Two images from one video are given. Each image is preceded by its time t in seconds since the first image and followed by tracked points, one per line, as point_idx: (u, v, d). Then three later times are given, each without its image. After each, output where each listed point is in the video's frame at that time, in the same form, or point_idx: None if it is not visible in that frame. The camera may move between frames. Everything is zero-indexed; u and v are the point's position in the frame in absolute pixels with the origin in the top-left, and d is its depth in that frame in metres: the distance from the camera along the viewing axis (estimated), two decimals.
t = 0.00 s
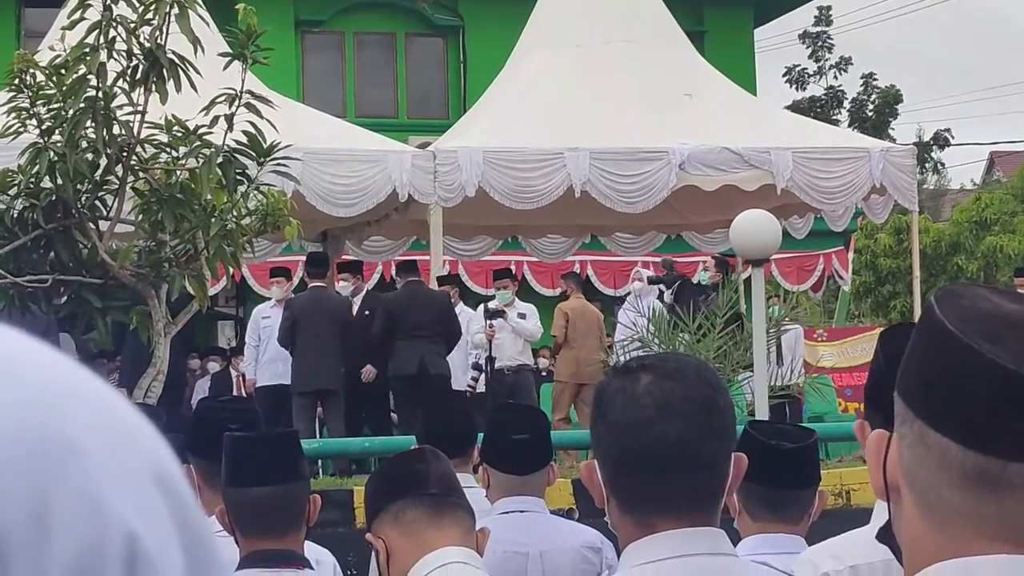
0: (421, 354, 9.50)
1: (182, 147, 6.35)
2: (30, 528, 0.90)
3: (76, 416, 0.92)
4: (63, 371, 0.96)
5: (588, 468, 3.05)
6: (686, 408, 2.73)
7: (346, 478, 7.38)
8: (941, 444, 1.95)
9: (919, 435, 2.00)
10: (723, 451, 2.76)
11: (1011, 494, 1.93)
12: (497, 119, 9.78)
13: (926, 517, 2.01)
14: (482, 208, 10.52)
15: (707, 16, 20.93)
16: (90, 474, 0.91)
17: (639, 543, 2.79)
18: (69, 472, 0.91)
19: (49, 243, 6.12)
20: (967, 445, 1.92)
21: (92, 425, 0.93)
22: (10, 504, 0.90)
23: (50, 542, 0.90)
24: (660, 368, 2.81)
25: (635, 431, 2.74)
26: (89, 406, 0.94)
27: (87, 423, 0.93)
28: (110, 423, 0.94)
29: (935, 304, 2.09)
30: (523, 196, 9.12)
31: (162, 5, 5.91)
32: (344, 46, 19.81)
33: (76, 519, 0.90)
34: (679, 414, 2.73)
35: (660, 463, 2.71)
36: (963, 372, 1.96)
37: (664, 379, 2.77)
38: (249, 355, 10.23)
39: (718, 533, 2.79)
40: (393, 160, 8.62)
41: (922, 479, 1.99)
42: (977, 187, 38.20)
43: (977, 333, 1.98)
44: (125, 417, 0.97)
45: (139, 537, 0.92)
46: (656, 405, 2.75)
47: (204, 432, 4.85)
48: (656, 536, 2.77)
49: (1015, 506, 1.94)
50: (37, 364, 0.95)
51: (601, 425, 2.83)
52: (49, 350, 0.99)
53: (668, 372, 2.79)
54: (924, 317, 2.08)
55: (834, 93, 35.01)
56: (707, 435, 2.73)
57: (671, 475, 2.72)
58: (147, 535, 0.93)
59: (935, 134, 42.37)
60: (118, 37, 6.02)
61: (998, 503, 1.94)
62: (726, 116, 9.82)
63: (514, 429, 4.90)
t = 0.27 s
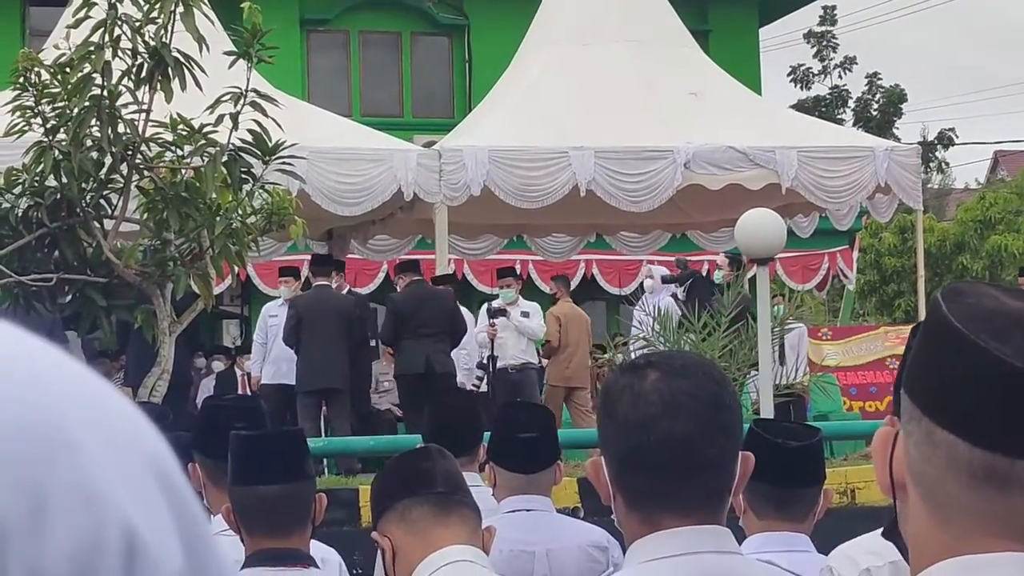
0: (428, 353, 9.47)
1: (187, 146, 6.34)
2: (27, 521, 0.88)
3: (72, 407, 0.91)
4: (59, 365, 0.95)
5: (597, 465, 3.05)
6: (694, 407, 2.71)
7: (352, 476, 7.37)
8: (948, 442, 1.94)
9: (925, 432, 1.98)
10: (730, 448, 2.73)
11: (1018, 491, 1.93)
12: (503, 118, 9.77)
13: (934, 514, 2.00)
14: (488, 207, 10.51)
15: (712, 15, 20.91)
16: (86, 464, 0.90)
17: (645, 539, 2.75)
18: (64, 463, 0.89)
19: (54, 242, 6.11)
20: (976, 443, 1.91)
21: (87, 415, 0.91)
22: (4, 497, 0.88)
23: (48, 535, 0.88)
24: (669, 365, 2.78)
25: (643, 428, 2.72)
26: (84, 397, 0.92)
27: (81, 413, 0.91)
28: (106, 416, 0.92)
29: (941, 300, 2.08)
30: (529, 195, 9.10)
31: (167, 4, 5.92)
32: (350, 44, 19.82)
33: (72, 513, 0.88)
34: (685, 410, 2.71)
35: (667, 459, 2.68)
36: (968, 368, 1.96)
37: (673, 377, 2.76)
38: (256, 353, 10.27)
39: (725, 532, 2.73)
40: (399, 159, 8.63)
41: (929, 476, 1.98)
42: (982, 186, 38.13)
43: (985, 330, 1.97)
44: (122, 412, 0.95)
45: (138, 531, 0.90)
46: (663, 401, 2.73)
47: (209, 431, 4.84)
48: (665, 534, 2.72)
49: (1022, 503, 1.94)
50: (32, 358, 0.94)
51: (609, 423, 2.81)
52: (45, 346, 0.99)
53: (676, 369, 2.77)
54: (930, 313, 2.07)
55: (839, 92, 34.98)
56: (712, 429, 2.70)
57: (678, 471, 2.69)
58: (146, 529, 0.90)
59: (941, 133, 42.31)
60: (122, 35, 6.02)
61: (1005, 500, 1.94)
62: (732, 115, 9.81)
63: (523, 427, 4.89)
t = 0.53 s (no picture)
0: (447, 348, 9.46)
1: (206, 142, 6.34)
2: (37, 519, 0.89)
3: (78, 405, 0.92)
4: (67, 361, 0.95)
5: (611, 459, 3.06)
6: (708, 400, 2.70)
7: (370, 471, 7.37)
8: (976, 435, 2.07)
9: (952, 425, 2.11)
10: (747, 443, 2.72)
11: None
12: (520, 112, 9.75)
13: (959, 505, 2.13)
14: (506, 202, 10.50)
15: (729, 9, 20.84)
16: (93, 461, 0.90)
17: (660, 534, 2.74)
18: (69, 463, 0.90)
19: (74, 238, 6.11)
20: (1003, 436, 2.04)
21: (93, 412, 0.92)
22: (12, 495, 0.89)
23: (56, 532, 0.89)
24: (686, 358, 2.77)
25: (657, 422, 2.70)
26: (92, 394, 0.93)
27: (87, 409, 0.92)
28: (113, 412, 0.93)
29: (968, 294, 2.21)
30: (547, 189, 9.10)
31: None
32: (367, 40, 19.82)
33: (80, 509, 0.89)
34: (701, 403, 2.70)
35: (683, 454, 2.67)
36: (994, 361, 2.09)
37: (689, 370, 2.74)
38: (271, 350, 10.31)
39: (739, 527, 2.72)
40: (417, 154, 8.62)
41: (956, 468, 2.10)
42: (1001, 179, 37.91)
43: (1012, 324, 2.11)
44: (131, 408, 0.95)
45: (148, 527, 0.90)
46: (680, 395, 2.71)
47: (228, 426, 4.84)
48: (677, 528, 2.71)
49: None
50: (41, 354, 0.95)
51: (625, 417, 2.78)
52: (55, 342, 0.99)
53: (693, 363, 2.76)
54: (958, 313, 2.19)
55: (856, 86, 34.82)
56: (730, 424, 2.70)
57: (694, 466, 2.67)
58: (156, 524, 0.91)
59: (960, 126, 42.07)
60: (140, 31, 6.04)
61: None
62: (751, 109, 9.77)
63: (541, 423, 4.88)
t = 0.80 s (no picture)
0: (480, 338, 9.46)
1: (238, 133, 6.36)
2: (56, 500, 0.93)
3: (97, 393, 0.96)
4: (85, 347, 0.99)
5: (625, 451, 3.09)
6: (723, 390, 2.68)
7: (402, 461, 7.39)
8: (1014, 420, 2.09)
9: (992, 411, 2.13)
10: (761, 434, 2.70)
11: None
12: (551, 102, 9.73)
13: (997, 489, 2.16)
14: (538, 191, 10.49)
15: None
16: (111, 449, 0.94)
17: (674, 522, 2.72)
18: (86, 448, 0.94)
19: (108, 229, 6.14)
20: None
21: (112, 399, 0.96)
22: (32, 478, 0.93)
23: (76, 516, 0.93)
24: (699, 348, 2.75)
25: (673, 412, 2.69)
26: (108, 381, 0.97)
27: (106, 399, 0.96)
28: (131, 397, 0.98)
29: (1010, 279, 2.22)
30: (579, 178, 9.06)
31: None
32: (398, 30, 19.83)
33: (99, 494, 0.93)
34: (717, 394, 2.68)
35: (698, 444, 2.66)
36: None
37: (703, 359, 2.72)
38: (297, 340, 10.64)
39: (755, 518, 2.70)
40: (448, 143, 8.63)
41: (994, 453, 2.13)
42: None
43: None
44: (150, 394, 1.00)
45: (165, 509, 0.95)
46: (695, 384, 2.69)
47: (262, 416, 4.86)
48: (691, 518, 2.70)
49: None
50: (62, 341, 0.99)
51: (638, 406, 2.77)
52: (76, 327, 1.03)
53: (707, 352, 2.74)
54: (1000, 295, 2.21)
55: (889, 73, 34.53)
56: (745, 416, 2.68)
57: (709, 455, 2.66)
58: (174, 507, 0.96)
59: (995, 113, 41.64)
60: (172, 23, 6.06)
61: None
62: (784, 97, 9.71)
63: (574, 412, 4.87)
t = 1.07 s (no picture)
0: (512, 337, 9.45)
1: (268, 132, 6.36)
2: (53, 502, 0.90)
3: (97, 392, 0.93)
4: (81, 345, 0.96)
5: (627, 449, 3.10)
6: (723, 393, 2.64)
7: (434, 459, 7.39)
8: None
9: (1016, 409, 2.22)
10: (761, 437, 2.66)
11: None
12: (583, 100, 9.69)
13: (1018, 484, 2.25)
14: (569, 189, 10.46)
15: None
16: (113, 449, 0.91)
17: (672, 523, 2.68)
18: (83, 448, 0.91)
19: (140, 230, 6.16)
20: None
21: (111, 397, 0.94)
22: (30, 479, 0.90)
23: (77, 517, 0.90)
24: (696, 348, 2.71)
25: (671, 413, 2.64)
26: (107, 378, 0.94)
27: (108, 398, 0.93)
28: (132, 397, 0.95)
29: None
30: (610, 176, 9.04)
31: None
32: (430, 29, 19.84)
33: (99, 497, 0.90)
34: (716, 396, 2.64)
35: (695, 446, 2.62)
36: None
37: (701, 360, 2.68)
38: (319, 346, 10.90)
39: (752, 520, 2.65)
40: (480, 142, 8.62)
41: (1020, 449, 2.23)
42: None
43: None
44: (151, 395, 0.97)
45: (166, 512, 0.92)
46: (693, 385, 2.65)
47: (293, 414, 4.85)
48: (689, 519, 2.66)
49: None
50: (62, 338, 0.96)
51: (637, 406, 2.72)
52: (73, 325, 1.01)
53: (704, 352, 2.69)
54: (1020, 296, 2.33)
55: (922, 69, 34.27)
56: (744, 417, 2.64)
57: (707, 457, 2.62)
58: (173, 509, 0.93)
59: None
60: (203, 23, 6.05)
61: None
62: (817, 93, 9.64)
63: (605, 410, 4.85)
